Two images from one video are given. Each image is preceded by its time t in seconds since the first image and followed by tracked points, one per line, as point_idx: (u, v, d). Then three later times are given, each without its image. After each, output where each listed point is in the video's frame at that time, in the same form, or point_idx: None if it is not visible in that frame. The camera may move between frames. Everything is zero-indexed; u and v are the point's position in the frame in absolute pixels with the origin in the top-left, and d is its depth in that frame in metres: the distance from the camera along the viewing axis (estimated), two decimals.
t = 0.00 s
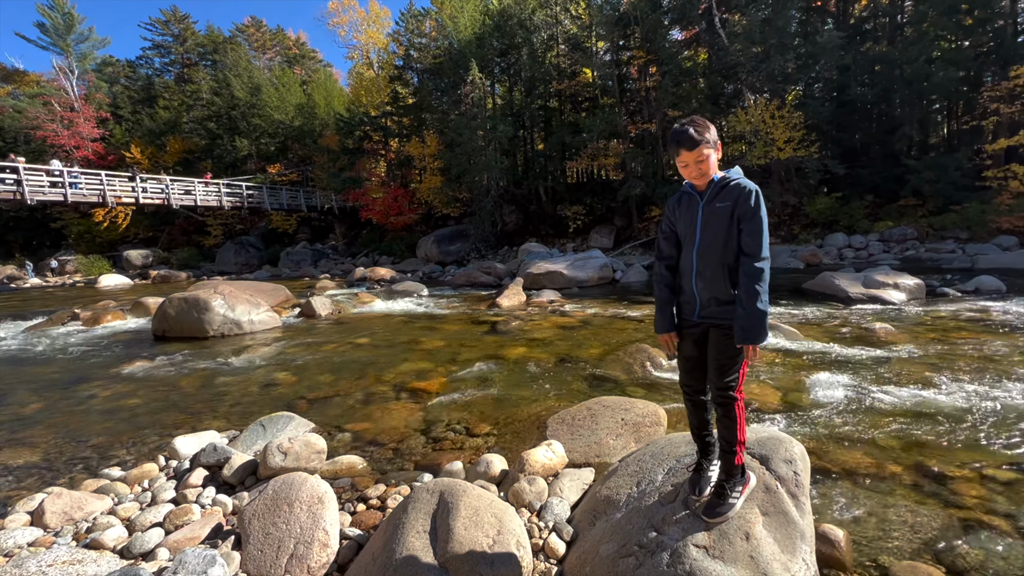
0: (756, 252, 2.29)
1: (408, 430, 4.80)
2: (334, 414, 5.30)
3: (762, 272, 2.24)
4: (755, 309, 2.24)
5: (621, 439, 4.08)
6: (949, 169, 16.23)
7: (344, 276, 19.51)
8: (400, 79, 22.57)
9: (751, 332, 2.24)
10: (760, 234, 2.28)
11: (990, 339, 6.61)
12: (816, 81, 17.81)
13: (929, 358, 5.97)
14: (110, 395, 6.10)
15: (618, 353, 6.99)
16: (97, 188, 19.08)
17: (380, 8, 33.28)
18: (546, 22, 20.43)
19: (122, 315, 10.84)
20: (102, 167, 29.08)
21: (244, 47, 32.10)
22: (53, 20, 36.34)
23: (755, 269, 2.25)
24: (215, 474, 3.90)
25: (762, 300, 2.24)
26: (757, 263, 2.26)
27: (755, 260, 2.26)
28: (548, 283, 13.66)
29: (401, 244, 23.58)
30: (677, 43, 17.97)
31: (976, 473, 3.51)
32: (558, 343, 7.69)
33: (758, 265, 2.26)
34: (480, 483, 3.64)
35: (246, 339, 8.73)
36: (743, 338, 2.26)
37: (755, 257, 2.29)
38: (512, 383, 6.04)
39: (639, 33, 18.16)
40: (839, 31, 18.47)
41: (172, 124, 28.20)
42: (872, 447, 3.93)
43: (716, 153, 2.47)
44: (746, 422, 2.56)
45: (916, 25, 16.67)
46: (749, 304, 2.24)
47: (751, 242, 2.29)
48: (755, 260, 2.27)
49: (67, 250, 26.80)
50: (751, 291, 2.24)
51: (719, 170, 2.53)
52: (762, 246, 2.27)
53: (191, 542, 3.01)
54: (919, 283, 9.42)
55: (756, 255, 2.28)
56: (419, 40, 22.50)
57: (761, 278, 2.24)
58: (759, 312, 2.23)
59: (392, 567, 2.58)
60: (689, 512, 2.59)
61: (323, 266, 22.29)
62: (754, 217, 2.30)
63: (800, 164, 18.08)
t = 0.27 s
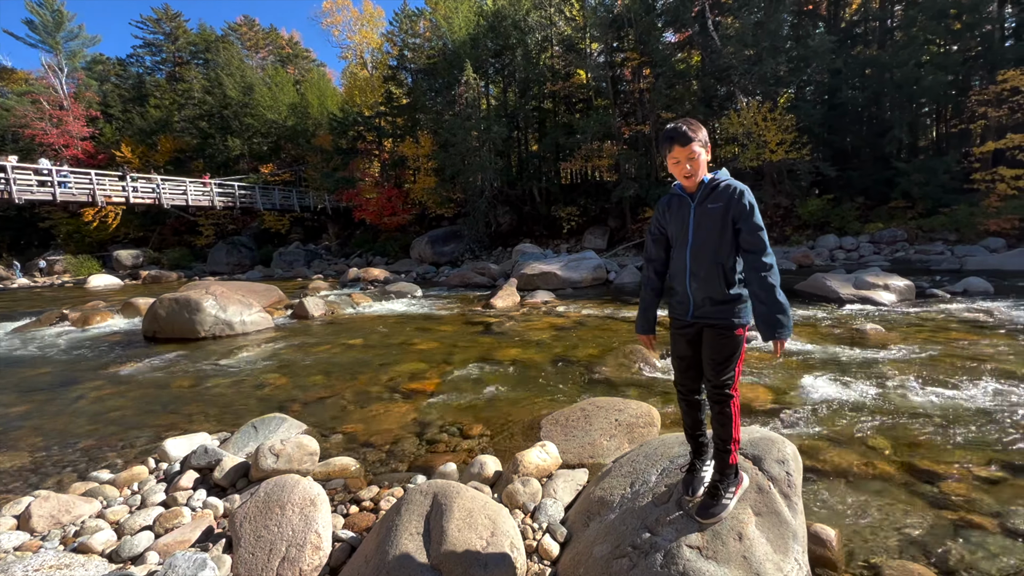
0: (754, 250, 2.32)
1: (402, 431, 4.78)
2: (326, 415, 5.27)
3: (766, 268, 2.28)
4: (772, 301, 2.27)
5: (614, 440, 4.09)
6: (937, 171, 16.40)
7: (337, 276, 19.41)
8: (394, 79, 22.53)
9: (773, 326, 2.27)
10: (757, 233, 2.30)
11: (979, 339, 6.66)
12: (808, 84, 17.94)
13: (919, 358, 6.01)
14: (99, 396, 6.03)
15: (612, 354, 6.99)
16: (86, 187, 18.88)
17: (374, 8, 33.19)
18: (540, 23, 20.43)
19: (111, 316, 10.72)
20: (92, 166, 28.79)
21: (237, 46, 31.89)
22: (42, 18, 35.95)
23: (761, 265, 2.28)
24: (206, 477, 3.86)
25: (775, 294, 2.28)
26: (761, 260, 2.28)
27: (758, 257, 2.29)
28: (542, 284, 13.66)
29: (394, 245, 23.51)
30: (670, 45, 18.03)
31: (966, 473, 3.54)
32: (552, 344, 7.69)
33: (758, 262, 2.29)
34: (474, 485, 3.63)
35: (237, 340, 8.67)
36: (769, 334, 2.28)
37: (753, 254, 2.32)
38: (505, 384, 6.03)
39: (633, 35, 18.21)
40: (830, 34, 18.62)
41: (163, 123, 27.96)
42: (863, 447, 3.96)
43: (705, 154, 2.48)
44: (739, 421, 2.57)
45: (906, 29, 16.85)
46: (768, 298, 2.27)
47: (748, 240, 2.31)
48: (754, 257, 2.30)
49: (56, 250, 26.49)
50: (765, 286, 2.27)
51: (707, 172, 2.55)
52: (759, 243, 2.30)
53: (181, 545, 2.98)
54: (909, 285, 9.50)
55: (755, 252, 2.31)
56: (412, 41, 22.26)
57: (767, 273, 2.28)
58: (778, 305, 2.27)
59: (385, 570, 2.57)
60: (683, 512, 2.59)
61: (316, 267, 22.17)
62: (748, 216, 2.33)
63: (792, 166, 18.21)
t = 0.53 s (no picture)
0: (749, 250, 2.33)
1: (395, 434, 4.75)
2: (319, 417, 5.24)
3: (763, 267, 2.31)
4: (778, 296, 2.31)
5: (608, 442, 4.09)
6: (926, 175, 16.60)
7: (330, 278, 19.34)
8: (388, 81, 22.52)
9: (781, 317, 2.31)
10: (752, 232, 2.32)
11: (968, 342, 6.72)
12: (799, 89, 18.12)
13: (909, 360, 6.06)
14: (87, 399, 5.96)
15: (606, 356, 6.99)
16: (75, 187, 18.69)
17: (369, 9, 33.11)
18: (534, 25, 20.46)
19: (100, 317, 10.61)
20: (81, 166, 28.48)
21: (229, 46, 31.72)
22: (31, 15, 35.58)
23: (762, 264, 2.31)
24: (196, 480, 3.82)
25: (772, 291, 2.31)
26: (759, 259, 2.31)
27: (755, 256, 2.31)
28: (535, 286, 13.67)
29: (388, 246, 23.44)
30: (663, 49, 18.13)
31: (956, 473, 3.56)
32: (546, 346, 7.69)
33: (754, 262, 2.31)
34: (467, 487, 3.62)
35: (229, 342, 8.61)
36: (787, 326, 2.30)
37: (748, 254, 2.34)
38: (499, 386, 6.02)
39: (626, 38, 18.30)
40: (821, 39, 18.79)
41: (154, 123, 27.74)
42: (855, 449, 3.98)
43: (695, 156, 2.50)
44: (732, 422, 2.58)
45: (894, 35, 17.07)
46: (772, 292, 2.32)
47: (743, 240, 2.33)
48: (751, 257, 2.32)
49: (43, 250, 26.18)
50: (768, 282, 2.32)
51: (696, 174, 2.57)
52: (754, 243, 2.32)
53: (170, 550, 2.95)
54: (898, 287, 9.59)
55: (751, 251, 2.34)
56: (406, 41, 22.10)
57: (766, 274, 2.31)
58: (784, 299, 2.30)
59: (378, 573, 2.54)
60: (676, 514, 2.59)
61: (308, 268, 22.06)
62: (741, 217, 2.34)
63: (783, 169, 18.35)
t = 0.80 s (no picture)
0: (741, 260, 2.32)
1: (388, 437, 4.71)
2: (312, 421, 5.19)
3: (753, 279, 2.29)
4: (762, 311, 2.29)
5: (603, 444, 4.08)
6: (914, 180, 16.78)
7: (323, 280, 19.24)
8: (382, 82, 22.50)
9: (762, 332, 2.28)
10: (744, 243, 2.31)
11: (957, 344, 6.78)
12: (790, 93, 18.28)
13: (899, 362, 6.11)
14: (75, 402, 5.88)
15: (599, 358, 7.00)
16: (64, 187, 18.48)
17: (362, 10, 33.06)
18: (528, 28, 20.48)
19: (89, 319, 10.48)
20: (70, 166, 28.19)
21: (221, 47, 31.55)
22: (20, 14, 35.22)
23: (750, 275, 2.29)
24: (186, 485, 3.76)
25: (758, 304, 2.29)
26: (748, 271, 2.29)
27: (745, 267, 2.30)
28: (529, 289, 13.67)
29: (381, 248, 23.36)
30: (656, 53, 18.23)
31: (946, 475, 3.58)
32: (540, 349, 7.68)
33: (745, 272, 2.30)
34: (462, 491, 3.59)
35: (220, 344, 8.53)
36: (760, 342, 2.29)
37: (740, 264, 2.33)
38: (492, 389, 5.99)
39: (620, 42, 18.38)
40: (812, 44, 18.97)
41: (145, 123, 27.50)
42: (847, 451, 3.99)
43: (694, 159, 2.49)
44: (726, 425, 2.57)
45: (884, 41, 17.28)
46: (753, 307, 2.29)
47: (735, 250, 2.32)
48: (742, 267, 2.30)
49: (31, 251, 25.86)
50: (751, 295, 2.29)
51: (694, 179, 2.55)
52: (746, 253, 2.31)
53: (160, 556, 2.90)
54: (888, 290, 9.67)
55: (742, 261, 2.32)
56: (400, 43, 21.99)
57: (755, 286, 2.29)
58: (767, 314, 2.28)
59: None
60: (671, 517, 2.58)
61: (301, 270, 21.94)
62: (735, 226, 2.33)
63: (775, 173, 18.50)
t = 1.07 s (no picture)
0: (731, 262, 2.30)
1: (382, 441, 4.68)
2: (304, 424, 5.15)
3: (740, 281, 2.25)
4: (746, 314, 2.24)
5: (597, 447, 4.07)
6: (903, 185, 16.99)
7: (316, 283, 19.15)
8: (376, 85, 22.49)
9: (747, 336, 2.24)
10: (732, 245, 2.29)
11: (947, 347, 6.83)
12: (782, 99, 18.46)
13: (891, 365, 6.14)
14: (63, 406, 5.80)
15: (593, 361, 6.99)
16: (53, 189, 18.29)
17: (357, 13, 33.02)
18: (522, 32, 20.56)
19: (78, 322, 10.36)
20: (59, 167, 27.90)
21: (214, 48, 31.41)
22: (9, 13, 34.90)
23: (734, 277, 2.25)
24: (178, 489, 3.71)
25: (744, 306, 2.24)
26: (734, 275, 2.27)
27: (732, 271, 2.27)
28: (523, 292, 13.67)
29: (374, 251, 23.29)
30: (650, 58, 18.33)
31: (938, 477, 3.59)
32: (534, 352, 7.67)
33: (735, 275, 2.27)
34: (456, 494, 3.57)
35: (212, 347, 8.45)
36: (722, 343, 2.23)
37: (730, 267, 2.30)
38: (487, 392, 5.98)
39: (613, 47, 18.49)
40: (803, 50, 19.16)
41: (136, 124, 27.28)
42: (840, 454, 4.00)
43: (692, 161, 2.49)
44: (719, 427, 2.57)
45: (873, 48, 17.49)
46: (733, 310, 2.23)
47: (725, 252, 2.31)
48: (730, 269, 2.27)
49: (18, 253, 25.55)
50: (727, 296, 2.23)
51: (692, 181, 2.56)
52: (737, 256, 2.28)
53: (151, 562, 2.85)
54: (878, 294, 9.75)
55: (733, 263, 2.29)
56: (394, 46, 22.01)
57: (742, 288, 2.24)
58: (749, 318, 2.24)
59: None
60: (666, 519, 2.57)
61: (293, 273, 21.82)
62: (726, 227, 2.31)
63: (766, 177, 18.64)
